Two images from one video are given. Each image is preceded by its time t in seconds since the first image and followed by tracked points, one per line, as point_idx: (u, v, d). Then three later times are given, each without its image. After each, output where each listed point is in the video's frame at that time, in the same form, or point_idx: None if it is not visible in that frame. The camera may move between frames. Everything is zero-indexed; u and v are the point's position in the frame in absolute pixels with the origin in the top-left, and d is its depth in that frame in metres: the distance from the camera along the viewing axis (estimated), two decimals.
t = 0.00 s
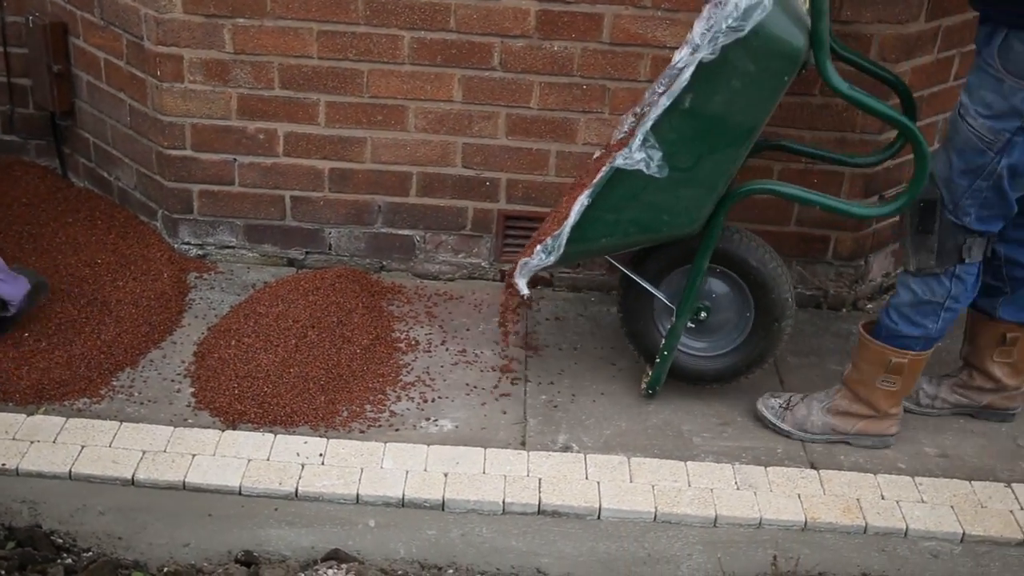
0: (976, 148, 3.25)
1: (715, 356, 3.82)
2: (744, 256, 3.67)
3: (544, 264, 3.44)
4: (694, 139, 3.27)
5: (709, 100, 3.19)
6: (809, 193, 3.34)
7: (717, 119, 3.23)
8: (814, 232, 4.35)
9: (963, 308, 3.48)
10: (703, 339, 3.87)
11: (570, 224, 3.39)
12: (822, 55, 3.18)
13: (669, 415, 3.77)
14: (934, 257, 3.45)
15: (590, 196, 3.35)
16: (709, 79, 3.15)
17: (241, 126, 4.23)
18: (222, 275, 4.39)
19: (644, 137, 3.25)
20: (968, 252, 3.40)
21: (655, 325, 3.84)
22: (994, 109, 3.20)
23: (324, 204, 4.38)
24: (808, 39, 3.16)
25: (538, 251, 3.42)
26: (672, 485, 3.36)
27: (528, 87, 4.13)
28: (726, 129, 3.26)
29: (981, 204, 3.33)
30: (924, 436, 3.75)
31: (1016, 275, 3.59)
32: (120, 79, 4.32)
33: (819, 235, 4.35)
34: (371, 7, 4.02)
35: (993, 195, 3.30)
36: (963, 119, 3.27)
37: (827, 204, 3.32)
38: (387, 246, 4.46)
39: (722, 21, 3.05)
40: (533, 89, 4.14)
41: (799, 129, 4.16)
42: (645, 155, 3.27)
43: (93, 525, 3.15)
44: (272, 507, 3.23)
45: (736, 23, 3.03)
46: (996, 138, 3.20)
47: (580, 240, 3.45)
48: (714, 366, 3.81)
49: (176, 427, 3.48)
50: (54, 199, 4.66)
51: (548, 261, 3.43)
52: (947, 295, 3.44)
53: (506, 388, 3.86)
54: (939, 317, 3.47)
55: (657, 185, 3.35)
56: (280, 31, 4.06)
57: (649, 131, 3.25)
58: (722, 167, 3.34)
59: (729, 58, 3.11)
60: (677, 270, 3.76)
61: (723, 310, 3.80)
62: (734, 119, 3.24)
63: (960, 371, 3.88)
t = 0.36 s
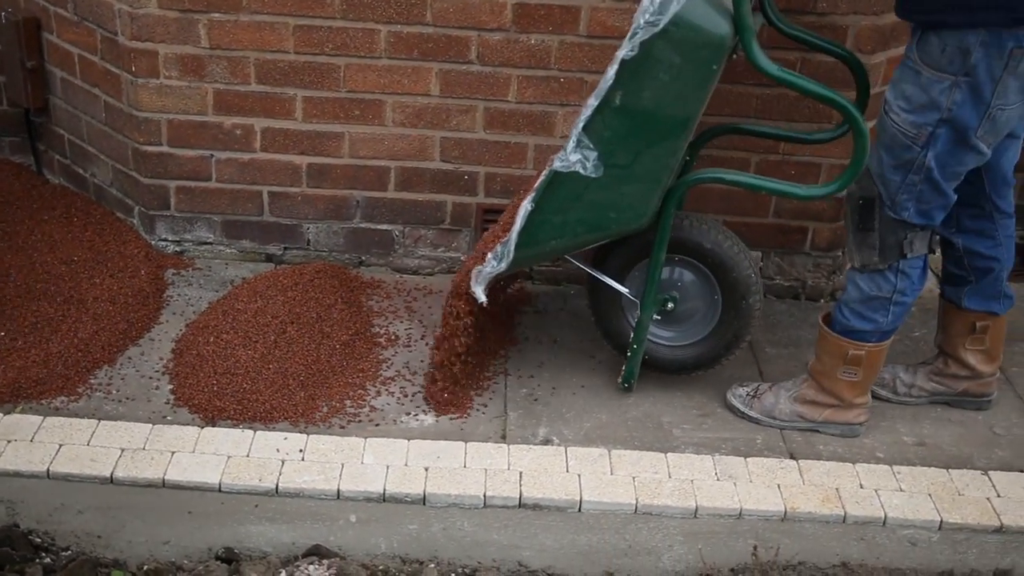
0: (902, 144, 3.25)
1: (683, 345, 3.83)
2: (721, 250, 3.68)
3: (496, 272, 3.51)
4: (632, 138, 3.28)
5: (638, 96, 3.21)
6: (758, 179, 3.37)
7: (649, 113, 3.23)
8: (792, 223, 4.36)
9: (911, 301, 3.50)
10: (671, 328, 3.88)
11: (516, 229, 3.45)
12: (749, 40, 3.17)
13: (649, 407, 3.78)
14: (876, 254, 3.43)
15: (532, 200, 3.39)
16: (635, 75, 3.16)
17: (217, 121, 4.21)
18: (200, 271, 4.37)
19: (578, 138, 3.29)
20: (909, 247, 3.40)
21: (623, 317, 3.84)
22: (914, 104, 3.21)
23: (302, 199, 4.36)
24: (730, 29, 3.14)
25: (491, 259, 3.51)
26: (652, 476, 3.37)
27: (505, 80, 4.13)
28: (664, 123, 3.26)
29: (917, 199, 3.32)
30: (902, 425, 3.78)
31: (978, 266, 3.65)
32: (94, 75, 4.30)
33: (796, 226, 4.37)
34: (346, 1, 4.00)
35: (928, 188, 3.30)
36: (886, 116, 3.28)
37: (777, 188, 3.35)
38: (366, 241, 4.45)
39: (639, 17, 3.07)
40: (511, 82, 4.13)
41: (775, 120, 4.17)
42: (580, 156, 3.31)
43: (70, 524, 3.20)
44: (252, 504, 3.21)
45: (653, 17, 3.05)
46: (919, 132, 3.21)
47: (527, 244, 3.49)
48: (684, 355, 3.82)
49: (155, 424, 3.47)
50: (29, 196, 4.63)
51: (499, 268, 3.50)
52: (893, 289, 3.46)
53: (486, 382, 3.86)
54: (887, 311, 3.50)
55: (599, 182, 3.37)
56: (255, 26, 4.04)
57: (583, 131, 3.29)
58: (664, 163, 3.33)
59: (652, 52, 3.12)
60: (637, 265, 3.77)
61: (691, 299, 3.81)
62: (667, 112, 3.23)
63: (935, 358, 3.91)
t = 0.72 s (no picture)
0: (878, 138, 3.27)
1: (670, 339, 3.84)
2: (701, 240, 3.69)
3: (489, 268, 3.46)
4: (626, 133, 3.28)
5: (632, 92, 3.20)
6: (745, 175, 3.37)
7: (644, 109, 3.24)
8: (772, 216, 4.38)
9: (891, 293, 3.51)
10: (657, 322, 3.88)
11: (509, 226, 3.41)
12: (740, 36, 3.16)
13: (631, 402, 3.79)
14: (856, 246, 3.46)
15: (526, 197, 3.36)
16: (630, 71, 3.16)
17: (196, 119, 4.19)
18: (180, 270, 4.35)
19: (573, 134, 3.27)
20: (889, 239, 3.41)
21: (609, 313, 3.85)
22: (887, 97, 3.23)
23: (281, 196, 4.35)
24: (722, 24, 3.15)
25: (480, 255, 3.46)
26: (635, 470, 3.38)
27: (485, 76, 4.13)
28: (658, 119, 3.26)
29: (895, 190, 3.33)
30: (882, 416, 3.80)
31: (951, 256, 3.67)
32: (71, 73, 4.27)
33: (775, 219, 4.38)
34: None
35: (906, 180, 3.30)
36: (862, 110, 3.30)
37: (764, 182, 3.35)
38: (346, 237, 4.44)
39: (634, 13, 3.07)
40: (490, 77, 4.13)
41: (754, 114, 4.18)
42: (575, 152, 3.29)
43: (51, 524, 3.13)
44: (234, 502, 3.20)
45: (649, 13, 3.06)
46: (894, 125, 3.22)
47: (520, 242, 3.46)
48: (674, 347, 3.82)
49: (136, 423, 3.45)
50: (6, 195, 4.60)
51: (490, 265, 3.45)
52: (875, 280, 3.47)
53: (468, 378, 3.86)
54: (869, 302, 3.51)
55: (593, 178, 3.36)
56: (233, 22, 4.03)
57: (576, 128, 3.27)
58: (657, 159, 3.33)
59: (647, 48, 3.12)
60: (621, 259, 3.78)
61: (675, 293, 3.80)
62: (661, 108, 3.24)
63: (914, 349, 3.94)
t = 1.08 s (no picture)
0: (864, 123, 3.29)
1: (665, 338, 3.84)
2: (700, 240, 3.69)
3: (506, 250, 3.44)
4: (662, 129, 3.28)
5: (677, 91, 3.22)
6: (769, 188, 3.35)
7: (683, 110, 3.26)
8: (752, 210, 4.39)
9: (874, 279, 3.54)
10: (651, 321, 3.89)
11: (534, 212, 3.38)
12: (787, 47, 3.17)
13: (612, 396, 3.79)
14: (840, 232, 3.47)
15: (556, 183, 3.33)
16: (679, 68, 3.17)
17: (173, 116, 4.17)
18: (158, 268, 4.34)
19: (613, 125, 3.26)
20: (872, 225, 3.43)
21: (605, 312, 3.84)
22: (876, 83, 3.23)
23: (260, 193, 4.33)
24: (773, 36, 3.17)
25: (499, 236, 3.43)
26: (616, 465, 3.39)
27: (463, 71, 4.12)
28: (695, 121, 3.28)
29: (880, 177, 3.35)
30: (862, 408, 3.82)
31: (936, 246, 3.69)
32: (47, 71, 4.25)
33: (755, 213, 4.40)
34: None
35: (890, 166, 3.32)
36: (850, 96, 3.31)
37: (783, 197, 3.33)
38: (326, 234, 4.43)
39: (695, 14, 3.08)
40: (468, 73, 4.13)
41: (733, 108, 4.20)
42: (613, 146, 3.28)
43: (31, 525, 3.08)
44: (215, 501, 3.20)
45: (709, 15, 3.08)
46: (882, 110, 3.24)
47: (542, 226, 3.42)
48: (668, 347, 3.82)
49: (115, 423, 3.44)
50: None
51: (510, 246, 3.42)
52: (858, 266, 3.50)
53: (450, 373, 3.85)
54: (851, 288, 3.53)
55: (624, 173, 3.35)
56: (210, 18, 4.00)
57: (617, 121, 3.26)
58: (687, 160, 3.35)
59: (700, 51, 3.14)
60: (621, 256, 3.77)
61: (672, 292, 3.82)
62: (700, 111, 3.26)
63: (893, 341, 3.96)
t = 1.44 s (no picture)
0: (887, 103, 3.29)
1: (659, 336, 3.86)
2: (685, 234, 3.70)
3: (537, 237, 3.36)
4: (711, 137, 3.23)
5: (734, 101, 3.17)
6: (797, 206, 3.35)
7: (735, 121, 3.21)
8: (733, 203, 4.40)
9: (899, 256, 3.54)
10: (649, 321, 3.90)
11: (574, 204, 3.30)
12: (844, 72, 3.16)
13: (594, 389, 3.79)
14: (860, 214, 3.49)
15: (601, 176, 3.26)
16: (741, 81, 3.12)
17: (151, 113, 4.15)
18: (137, 265, 4.31)
19: (668, 128, 3.19)
20: (890, 201, 3.46)
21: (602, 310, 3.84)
22: (904, 63, 3.23)
23: (239, 189, 4.32)
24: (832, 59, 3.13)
25: (535, 222, 3.35)
26: (598, 458, 3.39)
27: (442, 66, 4.11)
28: (745, 135, 3.24)
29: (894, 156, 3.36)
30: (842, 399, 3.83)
31: (930, 237, 3.72)
32: (23, 69, 4.22)
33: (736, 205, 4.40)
34: None
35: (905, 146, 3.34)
36: (874, 74, 3.29)
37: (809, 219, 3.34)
38: (306, 230, 4.42)
39: (770, 30, 3.03)
40: (448, 67, 4.12)
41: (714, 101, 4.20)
42: (666, 149, 3.22)
43: (10, 526, 3.07)
44: (196, 499, 3.19)
45: (783, 33, 3.02)
46: (907, 92, 3.24)
47: (577, 218, 3.35)
48: (664, 347, 3.82)
49: (94, 421, 3.42)
50: None
51: (542, 234, 3.34)
52: (883, 247, 3.48)
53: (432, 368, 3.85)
54: (880, 269, 3.52)
55: (665, 176, 3.29)
56: (187, 14, 3.99)
57: (673, 124, 3.19)
58: (727, 168, 3.30)
59: (764, 66, 3.10)
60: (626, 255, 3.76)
61: (670, 292, 3.82)
62: (751, 125, 3.22)
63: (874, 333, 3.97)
